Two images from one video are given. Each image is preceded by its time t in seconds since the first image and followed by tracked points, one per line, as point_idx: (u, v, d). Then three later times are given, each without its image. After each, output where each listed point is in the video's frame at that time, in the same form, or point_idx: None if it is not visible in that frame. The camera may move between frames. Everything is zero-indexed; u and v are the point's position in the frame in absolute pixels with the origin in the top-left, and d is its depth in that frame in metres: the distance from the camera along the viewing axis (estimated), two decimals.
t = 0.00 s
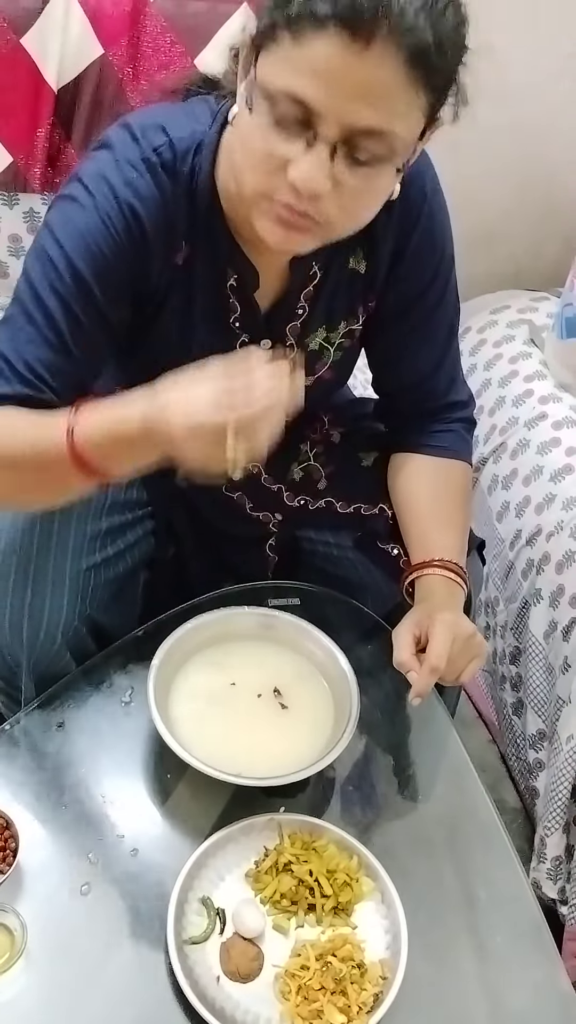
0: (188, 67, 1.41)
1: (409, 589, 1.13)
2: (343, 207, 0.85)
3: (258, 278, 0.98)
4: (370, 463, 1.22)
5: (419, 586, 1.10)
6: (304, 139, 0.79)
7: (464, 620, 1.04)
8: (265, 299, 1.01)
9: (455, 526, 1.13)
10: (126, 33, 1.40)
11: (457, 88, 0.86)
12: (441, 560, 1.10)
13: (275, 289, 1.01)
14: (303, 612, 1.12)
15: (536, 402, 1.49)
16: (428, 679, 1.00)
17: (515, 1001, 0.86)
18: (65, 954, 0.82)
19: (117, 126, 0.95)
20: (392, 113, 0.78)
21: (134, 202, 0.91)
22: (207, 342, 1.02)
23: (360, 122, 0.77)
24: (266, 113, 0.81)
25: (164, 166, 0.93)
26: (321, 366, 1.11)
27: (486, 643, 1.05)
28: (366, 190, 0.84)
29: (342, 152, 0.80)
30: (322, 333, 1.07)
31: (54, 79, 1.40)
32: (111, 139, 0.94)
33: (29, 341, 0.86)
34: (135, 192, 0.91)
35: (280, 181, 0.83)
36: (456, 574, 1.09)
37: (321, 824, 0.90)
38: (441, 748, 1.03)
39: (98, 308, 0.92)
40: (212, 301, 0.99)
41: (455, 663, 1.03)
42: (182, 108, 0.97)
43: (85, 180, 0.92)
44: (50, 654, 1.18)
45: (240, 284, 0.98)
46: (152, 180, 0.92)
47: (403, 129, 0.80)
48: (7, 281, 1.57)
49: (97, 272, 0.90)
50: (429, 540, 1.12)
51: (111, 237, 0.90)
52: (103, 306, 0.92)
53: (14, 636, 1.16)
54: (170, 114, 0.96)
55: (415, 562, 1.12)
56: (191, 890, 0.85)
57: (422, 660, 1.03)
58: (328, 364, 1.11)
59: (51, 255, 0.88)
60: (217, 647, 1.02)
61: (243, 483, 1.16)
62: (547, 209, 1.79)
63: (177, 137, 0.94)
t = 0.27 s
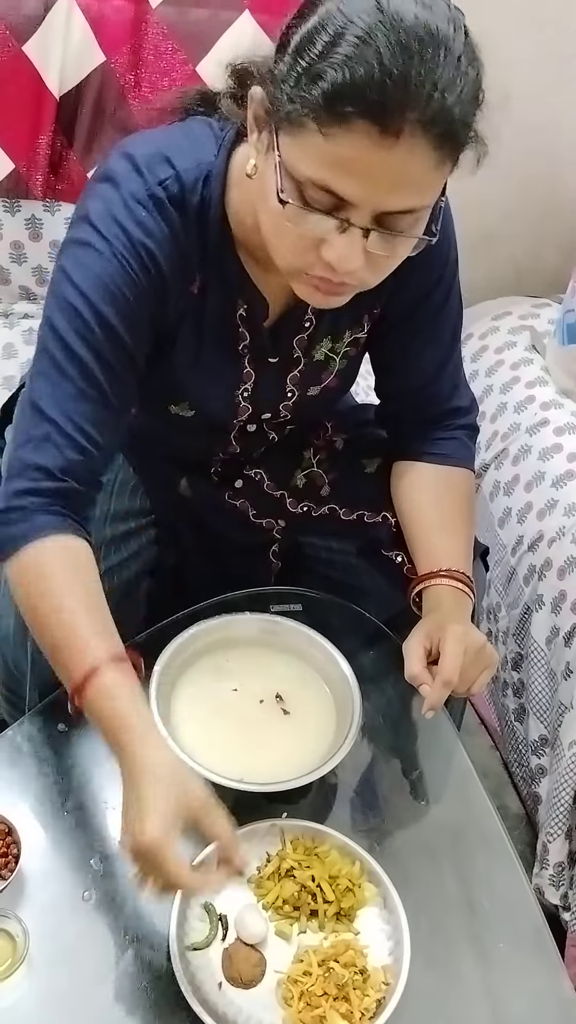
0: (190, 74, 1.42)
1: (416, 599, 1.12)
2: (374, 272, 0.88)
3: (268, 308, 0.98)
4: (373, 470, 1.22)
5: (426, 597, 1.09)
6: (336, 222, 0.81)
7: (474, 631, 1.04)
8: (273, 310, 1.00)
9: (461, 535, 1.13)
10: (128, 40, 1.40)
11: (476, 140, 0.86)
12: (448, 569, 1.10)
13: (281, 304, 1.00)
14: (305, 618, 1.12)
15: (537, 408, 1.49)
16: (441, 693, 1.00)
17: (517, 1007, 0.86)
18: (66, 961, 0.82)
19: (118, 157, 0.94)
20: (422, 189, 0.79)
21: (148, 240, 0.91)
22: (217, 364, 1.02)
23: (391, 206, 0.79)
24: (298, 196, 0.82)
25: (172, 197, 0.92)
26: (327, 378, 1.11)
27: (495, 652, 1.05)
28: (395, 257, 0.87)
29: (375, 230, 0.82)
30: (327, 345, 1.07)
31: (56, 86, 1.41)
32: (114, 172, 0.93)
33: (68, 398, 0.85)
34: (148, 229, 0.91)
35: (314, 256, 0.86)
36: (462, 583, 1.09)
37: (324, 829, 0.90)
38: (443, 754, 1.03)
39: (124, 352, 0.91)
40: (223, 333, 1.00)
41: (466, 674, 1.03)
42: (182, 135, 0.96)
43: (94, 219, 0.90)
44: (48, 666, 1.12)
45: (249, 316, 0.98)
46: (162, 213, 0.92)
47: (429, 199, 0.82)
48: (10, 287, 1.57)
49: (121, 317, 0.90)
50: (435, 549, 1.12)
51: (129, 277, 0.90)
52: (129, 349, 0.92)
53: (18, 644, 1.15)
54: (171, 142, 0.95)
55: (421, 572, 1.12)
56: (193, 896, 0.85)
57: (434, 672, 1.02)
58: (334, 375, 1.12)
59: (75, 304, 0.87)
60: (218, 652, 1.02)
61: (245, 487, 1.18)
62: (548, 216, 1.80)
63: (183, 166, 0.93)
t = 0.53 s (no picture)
0: (190, 79, 1.42)
1: (416, 607, 1.11)
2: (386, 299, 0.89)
3: (280, 326, 0.99)
4: (373, 476, 1.23)
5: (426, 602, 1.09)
6: (352, 251, 0.82)
7: (474, 640, 1.03)
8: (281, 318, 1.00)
9: (461, 542, 1.13)
10: (128, 46, 1.40)
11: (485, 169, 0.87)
12: (449, 575, 1.09)
13: (288, 314, 1.00)
14: (306, 622, 1.12)
15: (538, 412, 1.50)
16: (441, 701, 1.00)
17: (519, 1012, 0.86)
18: (68, 966, 0.82)
19: (122, 184, 0.93)
20: (436, 215, 0.81)
21: (162, 269, 0.91)
22: (227, 380, 1.03)
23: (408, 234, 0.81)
24: (315, 230, 0.83)
25: (182, 223, 0.92)
26: (334, 387, 1.11)
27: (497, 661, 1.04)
28: (406, 282, 0.88)
29: (391, 257, 0.83)
30: (334, 358, 1.07)
31: (55, 91, 1.41)
32: (119, 201, 0.92)
33: (111, 438, 0.85)
34: (161, 259, 0.91)
35: (330, 284, 0.87)
36: (463, 590, 1.09)
37: (325, 834, 0.90)
38: (444, 759, 1.03)
39: (152, 386, 0.91)
40: (234, 354, 1.01)
41: (466, 683, 1.02)
42: (184, 159, 0.96)
43: (107, 253, 0.89)
44: (51, 673, 1.12)
45: (261, 337, 0.99)
46: (173, 242, 0.92)
47: (442, 225, 0.83)
48: (9, 292, 1.55)
49: (146, 350, 0.90)
50: (435, 555, 1.12)
51: (149, 309, 0.90)
52: (157, 381, 0.92)
53: (18, 652, 1.12)
54: (174, 167, 0.95)
55: (420, 579, 1.11)
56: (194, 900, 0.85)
57: (433, 679, 1.02)
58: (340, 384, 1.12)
59: (102, 342, 0.86)
60: (219, 657, 1.02)
61: (245, 493, 1.19)
62: (549, 219, 1.80)
63: (188, 191, 0.93)
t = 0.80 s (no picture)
0: (190, 83, 1.43)
1: (419, 612, 1.12)
2: (388, 292, 0.89)
3: (280, 323, 0.99)
4: (375, 480, 1.23)
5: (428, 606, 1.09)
6: (354, 244, 0.82)
7: (478, 645, 1.03)
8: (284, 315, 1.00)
9: (463, 546, 1.13)
10: (128, 51, 1.40)
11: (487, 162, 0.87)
12: (451, 580, 1.09)
13: (290, 312, 1.00)
14: (308, 626, 1.12)
15: (539, 416, 1.50)
16: (446, 706, 1.00)
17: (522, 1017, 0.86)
18: (71, 970, 0.82)
19: (124, 175, 0.94)
20: (438, 207, 0.81)
21: (158, 261, 0.91)
22: (225, 377, 1.03)
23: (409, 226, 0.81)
24: (316, 220, 0.83)
25: (182, 216, 0.93)
26: (335, 387, 1.11)
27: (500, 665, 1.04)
28: (409, 274, 0.88)
29: (392, 250, 0.83)
30: (335, 358, 1.07)
31: (56, 96, 1.41)
32: (121, 192, 0.93)
33: (85, 426, 0.86)
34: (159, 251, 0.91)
35: (331, 277, 0.87)
36: (466, 595, 1.08)
37: (327, 838, 0.90)
38: (447, 762, 1.03)
39: (141, 378, 0.92)
40: (234, 353, 1.01)
41: (471, 688, 1.02)
42: (188, 152, 0.97)
43: (103, 244, 0.90)
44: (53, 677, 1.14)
45: (262, 334, 0.99)
46: (172, 235, 0.92)
47: (444, 218, 0.83)
48: (11, 297, 1.56)
49: (135, 342, 0.90)
50: (438, 560, 1.12)
51: (141, 300, 0.90)
52: (146, 373, 0.92)
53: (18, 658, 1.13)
54: (177, 160, 0.96)
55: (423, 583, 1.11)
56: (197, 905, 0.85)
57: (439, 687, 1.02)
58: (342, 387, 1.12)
59: (90, 332, 0.87)
60: (221, 660, 1.02)
61: (247, 497, 1.20)
62: (550, 223, 1.80)
63: (190, 184, 0.94)
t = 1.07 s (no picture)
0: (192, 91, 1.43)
1: (423, 613, 1.12)
2: (375, 256, 0.88)
3: (265, 294, 0.99)
4: (376, 482, 1.22)
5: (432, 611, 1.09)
6: (337, 205, 0.82)
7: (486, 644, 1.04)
8: (271, 308, 1.01)
9: (466, 546, 1.12)
10: (129, 60, 1.41)
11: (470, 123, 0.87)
12: (454, 581, 1.09)
13: (277, 302, 1.02)
14: (311, 633, 1.12)
15: (541, 421, 1.50)
16: (456, 706, 0.99)
17: None
18: (75, 976, 0.82)
19: (124, 142, 0.98)
20: (420, 166, 0.81)
21: (139, 220, 0.94)
22: (212, 353, 1.03)
23: (390, 185, 0.80)
24: (297, 180, 0.83)
25: (171, 183, 0.96)
26: (327, 380, 1.11)
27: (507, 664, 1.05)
28: (396, 237, 0.88)
29: (375, 211, 0.83)
30: (327, 346, 1.08)
31: (58, 106, 1.42)
32: (117, 156, 0.97)
33: (45, 362, 0.98)
34: (141, 211, 0.94)
35: (315, 240, 0.87)
36: (471, 595, 1.08)
37: (331, 845, 0.90)
38: (451, 769, 1.03)
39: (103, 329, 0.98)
40: (220, 324, 1.01)
41: (479, 687, 1.02)
42: (190, 124, 0.99)
43: (88, 200, 0.95)
44: (50, 677, 1.14)
45: (247, 301, 0.99)
46: (158, 197, 0.95)
47: (428, 179, 0.83)
48: (14, 305, 1.58)
49: (100, 298, 0.96)
50: (444, 559, 1.11)
51: (112, 262, 0.95)
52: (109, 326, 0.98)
53: (13, 656, 1.13)
54: (177, 129, 0.99)
55: (427, 584, 1.11)
56: (200, 911, 0.85)
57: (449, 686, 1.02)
58: (335, 374, 1.12)
59: (58, 282, 0.95)
60: (224, 668, 1.01)
61: (251, 500, 1.20)
62: (550, 228, 1.80)
63: (183, 152, 0.97)
